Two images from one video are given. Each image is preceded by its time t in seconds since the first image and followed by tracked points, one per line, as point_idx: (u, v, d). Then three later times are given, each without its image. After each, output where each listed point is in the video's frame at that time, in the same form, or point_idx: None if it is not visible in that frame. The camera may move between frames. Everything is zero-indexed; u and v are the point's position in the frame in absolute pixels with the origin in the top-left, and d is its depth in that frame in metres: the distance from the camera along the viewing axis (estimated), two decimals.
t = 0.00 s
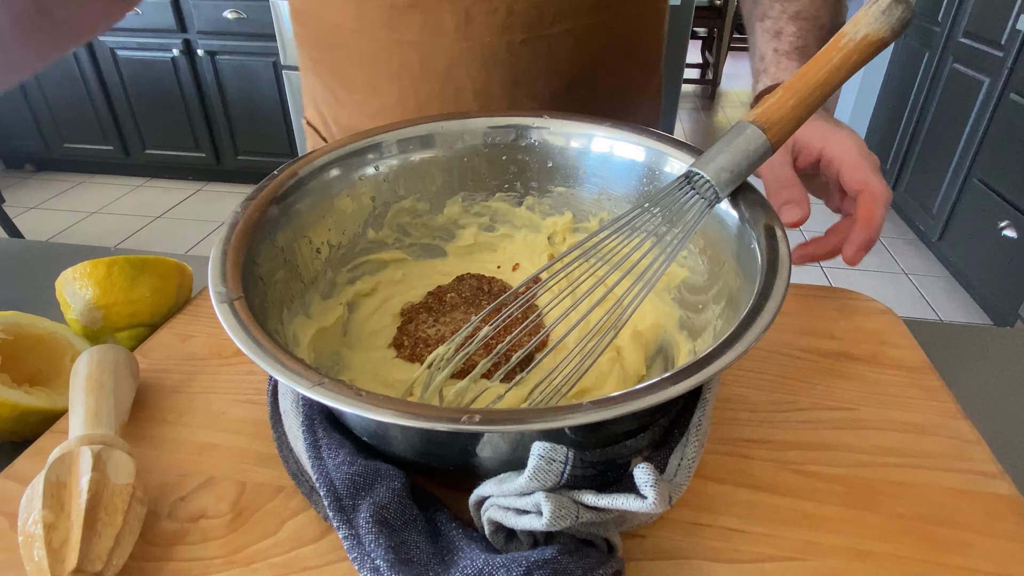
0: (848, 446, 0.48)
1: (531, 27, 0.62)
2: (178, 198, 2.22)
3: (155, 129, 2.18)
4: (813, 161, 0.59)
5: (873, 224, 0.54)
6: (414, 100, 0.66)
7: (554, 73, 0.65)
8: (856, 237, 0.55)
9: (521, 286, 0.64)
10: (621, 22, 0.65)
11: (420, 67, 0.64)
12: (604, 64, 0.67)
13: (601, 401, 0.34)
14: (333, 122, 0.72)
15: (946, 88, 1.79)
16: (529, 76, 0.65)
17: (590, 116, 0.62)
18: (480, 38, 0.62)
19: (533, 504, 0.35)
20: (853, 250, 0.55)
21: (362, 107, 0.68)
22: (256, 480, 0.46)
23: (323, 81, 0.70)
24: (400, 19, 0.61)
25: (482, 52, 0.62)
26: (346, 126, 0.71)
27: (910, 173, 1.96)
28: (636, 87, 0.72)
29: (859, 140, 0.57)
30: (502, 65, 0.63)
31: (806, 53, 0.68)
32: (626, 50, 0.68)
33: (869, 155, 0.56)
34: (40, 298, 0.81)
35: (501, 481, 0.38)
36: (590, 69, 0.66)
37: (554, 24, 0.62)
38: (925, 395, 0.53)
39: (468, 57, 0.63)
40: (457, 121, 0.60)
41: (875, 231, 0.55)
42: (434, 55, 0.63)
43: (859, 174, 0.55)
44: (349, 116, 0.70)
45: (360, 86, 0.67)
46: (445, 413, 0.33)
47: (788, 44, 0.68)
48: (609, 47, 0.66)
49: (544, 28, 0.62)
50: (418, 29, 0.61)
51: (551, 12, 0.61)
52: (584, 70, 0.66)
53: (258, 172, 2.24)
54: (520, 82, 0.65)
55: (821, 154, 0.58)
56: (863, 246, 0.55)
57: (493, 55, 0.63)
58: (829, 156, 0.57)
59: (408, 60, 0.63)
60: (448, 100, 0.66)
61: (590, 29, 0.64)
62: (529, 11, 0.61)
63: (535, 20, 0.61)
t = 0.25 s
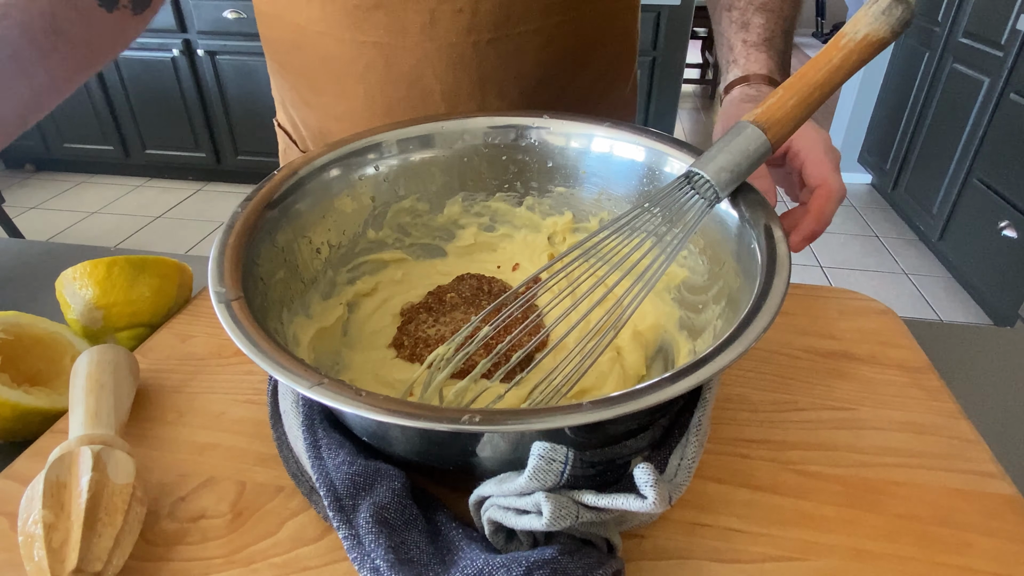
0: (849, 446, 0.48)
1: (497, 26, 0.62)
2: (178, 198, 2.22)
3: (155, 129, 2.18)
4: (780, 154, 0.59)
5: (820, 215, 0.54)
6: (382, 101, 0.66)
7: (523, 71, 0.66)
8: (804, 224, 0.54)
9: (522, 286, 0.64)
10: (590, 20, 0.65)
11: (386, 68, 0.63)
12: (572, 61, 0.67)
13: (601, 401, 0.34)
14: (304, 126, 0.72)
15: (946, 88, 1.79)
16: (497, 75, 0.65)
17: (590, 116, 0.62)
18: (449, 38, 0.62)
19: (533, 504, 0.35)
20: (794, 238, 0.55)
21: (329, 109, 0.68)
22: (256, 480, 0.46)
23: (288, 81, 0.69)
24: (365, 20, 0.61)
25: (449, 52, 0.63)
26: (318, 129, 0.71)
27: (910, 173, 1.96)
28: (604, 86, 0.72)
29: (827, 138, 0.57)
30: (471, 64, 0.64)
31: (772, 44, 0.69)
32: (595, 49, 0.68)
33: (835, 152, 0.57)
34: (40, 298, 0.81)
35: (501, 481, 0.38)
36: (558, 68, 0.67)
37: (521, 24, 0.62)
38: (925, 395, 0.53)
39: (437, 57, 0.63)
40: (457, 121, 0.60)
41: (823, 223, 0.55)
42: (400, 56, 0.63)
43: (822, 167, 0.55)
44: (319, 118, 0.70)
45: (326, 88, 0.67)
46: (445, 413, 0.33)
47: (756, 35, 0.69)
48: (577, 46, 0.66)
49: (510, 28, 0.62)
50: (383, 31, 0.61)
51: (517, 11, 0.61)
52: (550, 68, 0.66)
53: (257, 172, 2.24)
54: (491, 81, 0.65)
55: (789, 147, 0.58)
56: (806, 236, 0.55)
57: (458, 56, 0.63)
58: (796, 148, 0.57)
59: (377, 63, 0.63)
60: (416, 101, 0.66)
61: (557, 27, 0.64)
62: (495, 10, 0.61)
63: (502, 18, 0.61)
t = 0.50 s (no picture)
0: (848, 446, 0.49)
1: (500, 23, 0.62)
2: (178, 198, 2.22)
3: (155, 129, 2.18)
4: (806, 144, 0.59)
5: (853, 211, 0.55)
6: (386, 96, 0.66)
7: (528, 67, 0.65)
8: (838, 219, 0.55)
9: (521, 286, 0.64)
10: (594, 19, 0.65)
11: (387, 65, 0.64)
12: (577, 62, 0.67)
13: (601, 401, 0.33)
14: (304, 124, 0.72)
15: (946, 88, 1.79)
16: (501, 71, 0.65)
17: (590, 116, 0.62)
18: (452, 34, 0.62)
19: (533, 504, 0.35)
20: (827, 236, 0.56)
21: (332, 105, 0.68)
22: (255, 480, 0.46)
23: (289, 79, 0.69)
24: (368, 15, 0.61)
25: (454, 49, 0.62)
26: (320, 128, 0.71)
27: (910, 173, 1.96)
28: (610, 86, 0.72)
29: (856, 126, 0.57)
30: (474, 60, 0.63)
31: (794, 41, 0.69)
32: (605, 47, 0.68)
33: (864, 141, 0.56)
34: (40, 298, 0.81)
35: (501, 481, 0.38)
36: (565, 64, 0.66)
37: (526, 20, 0.62)
38: (925, 395, 0.53)
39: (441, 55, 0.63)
40: (457, 121, 0.60)
41: (855, 217, 0.55)
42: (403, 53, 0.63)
43: (853, 161, 0.55)
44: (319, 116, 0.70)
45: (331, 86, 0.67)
46: (445, 413, 0.33)
47: (777, 32, 0.69)
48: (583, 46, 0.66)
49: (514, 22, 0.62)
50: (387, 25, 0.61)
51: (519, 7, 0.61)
52: (556, 65, 0.66)
53: (257, 172, 2.24)
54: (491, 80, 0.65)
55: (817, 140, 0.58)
56: (839, 231, 0.56)
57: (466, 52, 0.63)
58: (825, 142, 0.57)
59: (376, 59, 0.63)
60: (419, 98, 0.66)
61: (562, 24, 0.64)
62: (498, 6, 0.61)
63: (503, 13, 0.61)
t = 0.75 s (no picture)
0: (848, 446, 0.49)
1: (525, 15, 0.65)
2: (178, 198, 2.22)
3: (155, 129, 2.18)
4: (831, 164, 0.60)
5: (877, 225, 0.54)
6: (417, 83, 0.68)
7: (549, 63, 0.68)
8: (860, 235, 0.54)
9: (521, 286, 0.64)
10: (620, 20, 0.68)
11: (416, 53, 0.66)
12: (599, 59, 0.69)
13: (601, 401, 0.33)
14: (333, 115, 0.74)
15: (946, 88, 1.79)
16: (526, 64, 0.68)
17: (590, 116, 0.62)
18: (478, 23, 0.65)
19: (533, 504, 0.35)
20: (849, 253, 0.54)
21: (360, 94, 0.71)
22: (255, 480, 0.46)
23: (320, 68, 0.71)
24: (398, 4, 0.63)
25: (483, 37, 0.65)
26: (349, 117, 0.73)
27: (910, 173, 1.96)
28: (633, 87, 0.73)
29: (881, 149, 0.57)
30: (498, 50, 0.66)
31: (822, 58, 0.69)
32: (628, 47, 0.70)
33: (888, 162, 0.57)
34: (41, 298, 0.81)
35: (501, 481, 0.38)
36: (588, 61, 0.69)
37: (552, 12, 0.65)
38: (925, 395, 0.53)
39: (469, 43, 0.66)
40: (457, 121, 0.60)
41: (880, 234, 0.54)
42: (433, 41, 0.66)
43: (880, 177, 0.55)
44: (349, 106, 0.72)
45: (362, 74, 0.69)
46: (445, 413, 0.33)
47: (806, 49, 0.69)
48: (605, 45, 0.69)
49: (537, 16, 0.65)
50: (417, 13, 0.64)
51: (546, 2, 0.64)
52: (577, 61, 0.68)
53: (258, 172, 2.24)
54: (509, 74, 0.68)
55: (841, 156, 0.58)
56: (862, 248, 0.54)
57: (496, 44, 0.66)
58: (849, 158, 0.58)
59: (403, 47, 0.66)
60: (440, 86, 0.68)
61: (588, 19, 0.66)
62: None
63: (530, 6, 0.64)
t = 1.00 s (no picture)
0: (848, 446, 0.49)
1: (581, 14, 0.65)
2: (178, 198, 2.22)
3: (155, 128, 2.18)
4: (836, 209, 0.60)
5: (874, 275, 0.56)
6: (461, 77, 0.69)
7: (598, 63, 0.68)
8: (857, 281, 0.57)
9: (521, 286, 0.64)
10: (674, 22, 0.68)
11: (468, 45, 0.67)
12: (648, 64, 0.69)
13: (601, 401, 0.33)
14: (378, 103, 0.74)
15: (946, 88, 1.79)
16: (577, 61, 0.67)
17: (590, 116, 0.62)
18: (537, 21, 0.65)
19: (533, 503, 0.35)
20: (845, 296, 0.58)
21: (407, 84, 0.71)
22: (255, 480, 0.46)
23: (371, 55, 0.72)
24: None
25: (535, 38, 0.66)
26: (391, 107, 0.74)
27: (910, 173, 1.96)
28: (681, 91, 0.73)
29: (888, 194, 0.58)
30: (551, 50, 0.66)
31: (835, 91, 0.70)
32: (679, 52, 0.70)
33: (893, 207, 0.57)
34: (41, 298, 0.81)
35: (501, 481, 0.38)
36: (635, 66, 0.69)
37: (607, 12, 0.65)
38: (925, 395, 0.53)
39: (521, 42, 0.66)
40: (457, 121, 0.60)
41: (875, 281, 0.56)
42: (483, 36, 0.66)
43: (881, 225, 0.56)
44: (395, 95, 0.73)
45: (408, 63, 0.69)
46: (445, 413, 0.33)
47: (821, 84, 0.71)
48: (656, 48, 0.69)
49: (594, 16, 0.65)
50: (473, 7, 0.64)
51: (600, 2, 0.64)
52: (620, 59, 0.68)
53: (258, 172, 2.24)
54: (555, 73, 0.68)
55: (846, 201, 0.59)
56: (856, 292, 0.58)
57: (550, 41, 0.66)
58: (854, 205, 0.58)
59: (453, 39, 0.67)
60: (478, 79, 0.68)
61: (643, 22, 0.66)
62: None
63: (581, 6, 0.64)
